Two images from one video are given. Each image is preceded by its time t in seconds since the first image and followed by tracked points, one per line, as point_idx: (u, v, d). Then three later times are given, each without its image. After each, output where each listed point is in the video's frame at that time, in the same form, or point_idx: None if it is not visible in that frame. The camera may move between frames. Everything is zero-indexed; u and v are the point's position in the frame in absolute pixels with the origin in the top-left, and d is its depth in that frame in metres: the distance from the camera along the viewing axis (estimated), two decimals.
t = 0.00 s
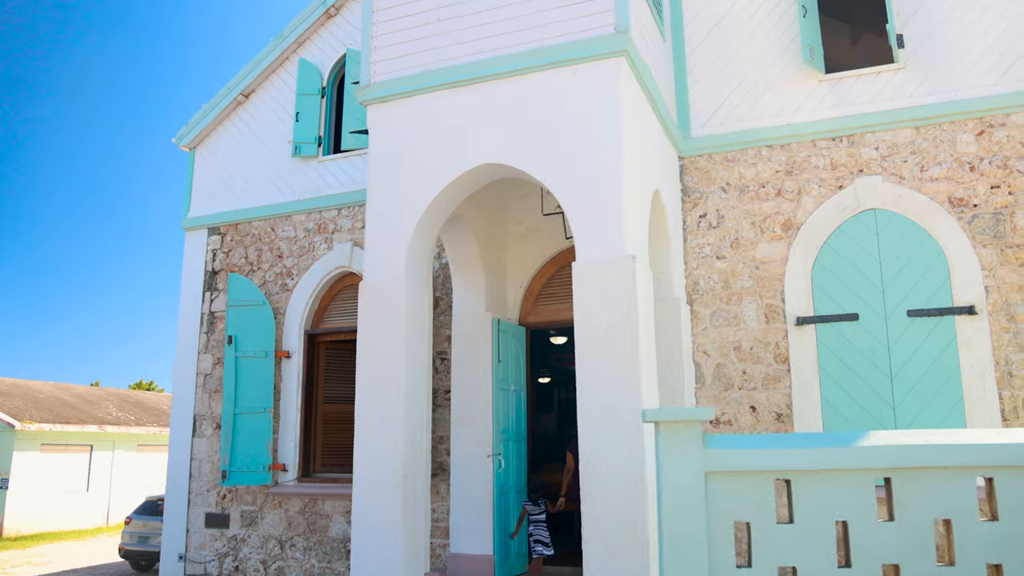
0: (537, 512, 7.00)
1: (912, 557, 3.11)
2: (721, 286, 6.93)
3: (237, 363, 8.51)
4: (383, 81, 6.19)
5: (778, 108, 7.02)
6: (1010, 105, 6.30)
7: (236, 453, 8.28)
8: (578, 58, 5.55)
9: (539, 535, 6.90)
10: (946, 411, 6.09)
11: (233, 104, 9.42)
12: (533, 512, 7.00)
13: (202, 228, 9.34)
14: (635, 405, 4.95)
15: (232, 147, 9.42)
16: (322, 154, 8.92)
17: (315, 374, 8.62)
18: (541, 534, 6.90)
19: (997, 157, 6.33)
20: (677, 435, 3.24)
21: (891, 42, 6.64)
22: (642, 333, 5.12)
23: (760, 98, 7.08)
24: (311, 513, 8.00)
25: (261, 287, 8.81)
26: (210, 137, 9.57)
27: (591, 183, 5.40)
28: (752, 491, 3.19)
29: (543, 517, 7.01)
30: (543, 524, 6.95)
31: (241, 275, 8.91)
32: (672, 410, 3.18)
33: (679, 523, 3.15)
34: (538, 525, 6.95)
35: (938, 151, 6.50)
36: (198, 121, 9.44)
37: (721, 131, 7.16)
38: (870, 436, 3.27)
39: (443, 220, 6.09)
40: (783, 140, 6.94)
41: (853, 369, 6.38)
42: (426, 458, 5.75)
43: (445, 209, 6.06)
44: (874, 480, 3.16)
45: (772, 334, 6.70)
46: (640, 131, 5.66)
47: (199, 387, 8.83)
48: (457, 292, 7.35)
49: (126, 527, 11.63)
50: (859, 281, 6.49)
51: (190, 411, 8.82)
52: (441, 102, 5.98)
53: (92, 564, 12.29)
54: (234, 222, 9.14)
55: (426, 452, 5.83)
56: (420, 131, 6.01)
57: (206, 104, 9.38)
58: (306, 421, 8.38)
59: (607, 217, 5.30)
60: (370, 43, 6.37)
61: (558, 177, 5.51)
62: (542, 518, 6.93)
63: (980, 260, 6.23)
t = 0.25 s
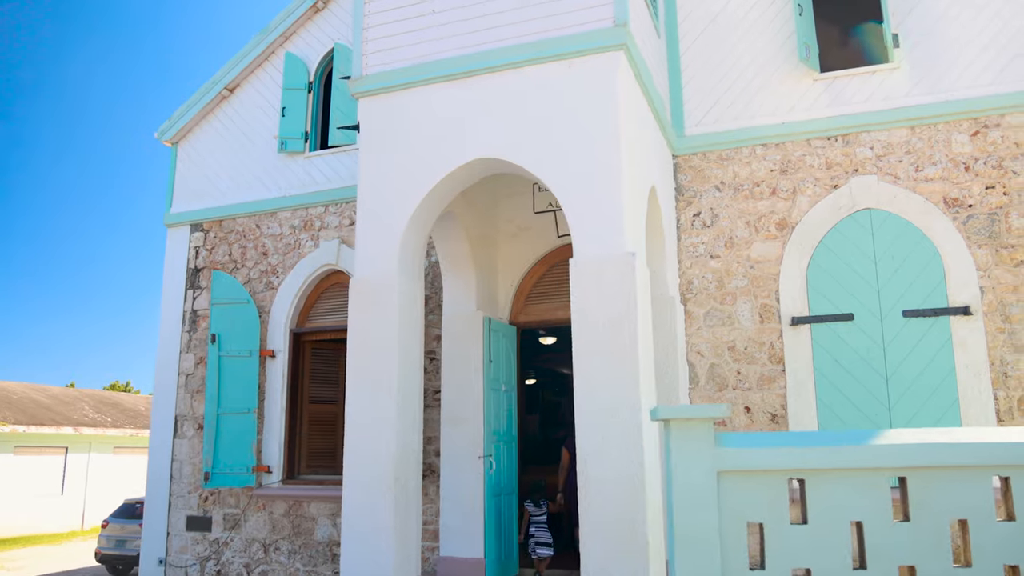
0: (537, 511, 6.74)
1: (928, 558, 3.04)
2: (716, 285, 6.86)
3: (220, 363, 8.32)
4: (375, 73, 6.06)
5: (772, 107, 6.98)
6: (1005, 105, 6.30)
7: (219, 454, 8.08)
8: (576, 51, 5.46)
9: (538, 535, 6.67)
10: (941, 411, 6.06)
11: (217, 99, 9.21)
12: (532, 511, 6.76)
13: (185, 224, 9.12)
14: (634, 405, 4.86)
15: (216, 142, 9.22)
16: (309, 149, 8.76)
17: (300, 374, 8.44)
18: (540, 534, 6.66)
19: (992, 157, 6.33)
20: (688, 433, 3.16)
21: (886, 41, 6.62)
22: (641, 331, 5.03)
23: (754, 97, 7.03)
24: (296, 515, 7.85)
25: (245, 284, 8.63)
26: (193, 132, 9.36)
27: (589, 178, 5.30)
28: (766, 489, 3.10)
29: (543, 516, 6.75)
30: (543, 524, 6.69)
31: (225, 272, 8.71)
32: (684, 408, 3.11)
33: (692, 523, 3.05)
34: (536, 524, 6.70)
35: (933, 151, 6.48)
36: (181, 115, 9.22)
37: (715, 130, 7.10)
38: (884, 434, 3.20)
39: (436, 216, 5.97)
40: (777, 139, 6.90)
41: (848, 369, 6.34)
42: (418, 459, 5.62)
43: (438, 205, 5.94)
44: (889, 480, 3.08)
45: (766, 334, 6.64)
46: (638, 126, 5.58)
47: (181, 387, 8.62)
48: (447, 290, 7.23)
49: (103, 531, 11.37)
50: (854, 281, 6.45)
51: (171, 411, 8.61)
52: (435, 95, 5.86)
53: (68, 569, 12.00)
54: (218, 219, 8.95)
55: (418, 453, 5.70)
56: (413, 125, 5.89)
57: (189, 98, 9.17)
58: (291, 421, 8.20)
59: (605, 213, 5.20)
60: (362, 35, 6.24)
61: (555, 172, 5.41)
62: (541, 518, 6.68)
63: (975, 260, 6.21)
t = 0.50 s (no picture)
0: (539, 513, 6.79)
1: (944, 560, 2.97)
2: (710, 285, 6.80)
3: (203, 362, 8.12)
4: (367, 65, 5.93)
5: (767, 105, 6.93)
6: (1000, 106, 6.29)
7: (201, 455, 7.89)
8: (573, 44, 5.36)
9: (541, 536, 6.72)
10: (936, 412, 6.04)
11: (200, 92, 9.01)
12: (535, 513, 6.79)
13: (167, 220, 8.92)
14: (632, 405, 4.77)
15: (199, 136, 9.02)
16: (295, 144, 8.60)
17: (285, 373, 8.27)
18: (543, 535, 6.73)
19: (987, 157, 6.32)
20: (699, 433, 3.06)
21: (882, 40, 6.58)
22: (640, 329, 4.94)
23: (749, 95, 6.98)
24: (281, 517, 7.70)
25: (229, 282, 8.45)
26: (176, 126, 9.16)
27: (586, 174, 5.20)
28: (779, 490, 3.01)
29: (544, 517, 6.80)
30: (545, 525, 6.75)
31: (208, 269, 8.52)
32: (697, 406, 3.00)
33: (704, 525, 2.96)
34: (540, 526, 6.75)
35: (928, 150, 6.46)
36: (163, 109, 9.01)
37: (710, 128, 7.04)
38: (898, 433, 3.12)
39: (428, 211, 5.84)
40: (772, 137, 6.85)
41: (843, 370, 6.30)
42: (409, 459, 5.49)
43: (431, 200, 5.81)
44: (904, 480, 3.01)
45: (761, 334, 6.58)
46: (635, 122, 5.49)
47: (162, 387, 8.42)
48: (437, 288, 7.10)
49: (79, 534, 11.11)
50: (849, 280, 6.41)
51: (151, 411, 8.40)
52: (428, 88, 5.74)
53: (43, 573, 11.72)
54: (202, 215, 8.76)
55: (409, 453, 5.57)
56: (405, 118, 5.77)
57: (172, 91, 8.97)
58: (276, 422, 8.03)
59: (603, 210, 5.11)
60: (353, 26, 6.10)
61: (552, 167, 5.30)
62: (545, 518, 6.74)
63: (970, 260, 6.19)
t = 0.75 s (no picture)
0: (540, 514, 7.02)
1: (962, 562, 2.90)
2: (704, 283, 6.73)
3: (185, 360, 7.92)
4: (359, 57, 5.80)
5: (762, 103, 6.88)
6: (995, 106, 6.28)
7: (183, 456, 7.69)
8: (571, 37, 5.26)
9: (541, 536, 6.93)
10: (932, 413, 6.00)
11: (184, 85, 8.80)
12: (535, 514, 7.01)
13: (149, 215, 8.71)
14: (631, 404, 4.68)
15: (182, 130, 8.82)
16: (281, 139, 8.42)
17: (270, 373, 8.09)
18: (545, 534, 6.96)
19: (982, 157, 6.30)
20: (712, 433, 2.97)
21: (877, 40, 6.56)
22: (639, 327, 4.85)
23: (744, 92, 6.93)
24: (265, 520, 7.54)
25: (213, 279, 8.26)
26: (158, 120, 8.95)
27: (585, 169, 5.11)
28: (794, 491, 2.93)
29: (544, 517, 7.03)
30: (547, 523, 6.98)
31: (191, 265, 8.32)
32: (708, 404, 2.92)
33: (718, 527, 2.87)
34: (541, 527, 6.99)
35: (923, 150, 6.44)
36: (145, 102, 8.79)
37: (704, 125, 6.98)
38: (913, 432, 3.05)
39: (421, 206, 5.72)
40: (767, 136, 6.80)
41: (839, 369, 6.25)
42: (401, 460, 5.36)
43: (424, 195, 5.69)
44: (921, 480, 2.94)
45: (756, 333, 6.52)
46: (634, 117, 5.41)
47: (143, 386, 8.21)
48: (428, 286, 6.97)
49: (54, 538, 10.83)
50: (845, 280, 6.37)
51: (132, 411, 8.19)
52: (422, 81, 5.62)
53: None
54: (184, 210, 8.56)
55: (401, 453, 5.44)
56: (399, 111, 5.64)
57: (154, 83, 8.75)
58: (260, 422, 7.85)
59: (602, 205, 5.01)
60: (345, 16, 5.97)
61: (550, 162, 5.20)
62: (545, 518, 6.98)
63: (965, 261, 6.17)
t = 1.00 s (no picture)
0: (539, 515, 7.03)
1: (983, 565, 2.83)
2: (698, 282, 6.66)
3: (167, 359, 7.73)
4: (351, 48, 5.66)
5: (757, 101, 6.83)
6: (989, 106, 6.28)
7: (164, 457, 7.50)
8: (570, 30, 5.17)
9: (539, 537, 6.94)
10: (927, 413, 5.98)
11: (167, 78, 8.60)
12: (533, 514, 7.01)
13: (130, 210, 8.50)
14: (632, 404, 4.59)
15: (165, 123, 8.61)
16: (267, 133, 8.25)
17: (254, 371, 7.91)
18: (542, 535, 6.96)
19: (976, 157, 6.30)
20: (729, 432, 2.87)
21: (873, 38, 6.54)
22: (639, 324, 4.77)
23: (739, 90, 6.88)
24: (249, 522, 7.37)
25: (196, 275, 8.07)
26: (140, 113, 8.74)
27: (584, 164, 5.01)
28: (812, 491, 2.85)
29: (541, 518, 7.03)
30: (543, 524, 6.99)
31: (173, 261, 8.12)
32: (724, 404, 2.81)
33: (734, 530, 2.78)
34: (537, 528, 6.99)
35: (918, 150, 6.42)
36: (127, 94, 8.58)
37: (699, 123, 6.91)
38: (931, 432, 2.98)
39: (414, 202, 5.60)
40: (762, 134, 6.75)
41: (834, 369, 6.21)
42: (394, 460, 5.24)
43: (417, 189, 5.57)
44: (940, 480, 2.87)
45: (750, 332, 6.47)
46: (632, 112, 5.32)
47: (123, 385, 8.00)
48: (418, 283, 6.84)
49: (27, 541, 10.55)
50: (840, 280, 6.34)
51: (111, 411, 7.97)
52: (416, 72, 5.50)
53: None
54: (167, 205, 8.36)
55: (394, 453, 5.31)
56: (392, 103, 5.51)
57: (136, 75, 8.54)
58: (244, 422, 7.67)
59: (602, 201, 4.91)
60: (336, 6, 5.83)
61: (548, 157, 5.10)
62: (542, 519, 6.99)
63: (960, 260, 6.16)
